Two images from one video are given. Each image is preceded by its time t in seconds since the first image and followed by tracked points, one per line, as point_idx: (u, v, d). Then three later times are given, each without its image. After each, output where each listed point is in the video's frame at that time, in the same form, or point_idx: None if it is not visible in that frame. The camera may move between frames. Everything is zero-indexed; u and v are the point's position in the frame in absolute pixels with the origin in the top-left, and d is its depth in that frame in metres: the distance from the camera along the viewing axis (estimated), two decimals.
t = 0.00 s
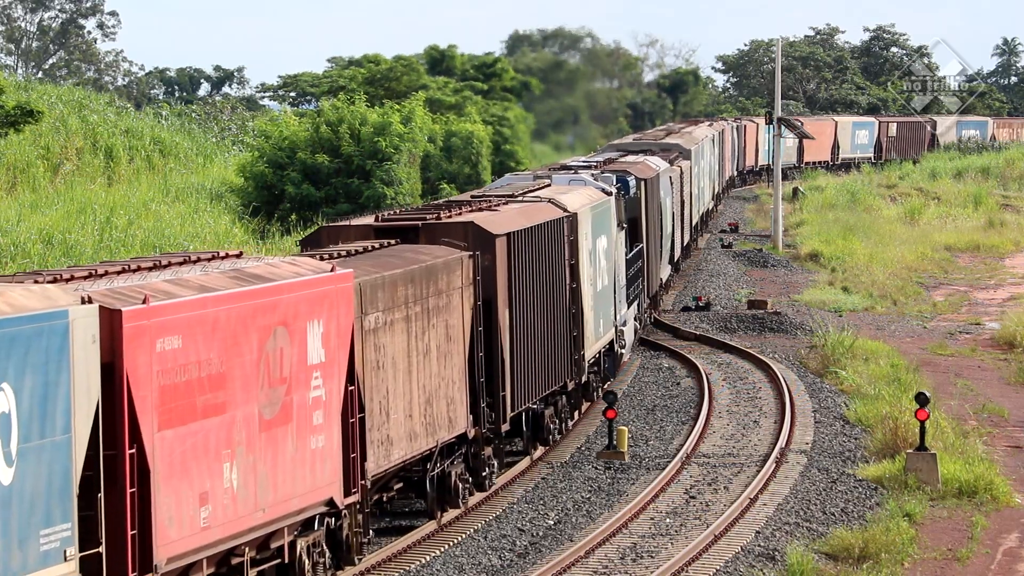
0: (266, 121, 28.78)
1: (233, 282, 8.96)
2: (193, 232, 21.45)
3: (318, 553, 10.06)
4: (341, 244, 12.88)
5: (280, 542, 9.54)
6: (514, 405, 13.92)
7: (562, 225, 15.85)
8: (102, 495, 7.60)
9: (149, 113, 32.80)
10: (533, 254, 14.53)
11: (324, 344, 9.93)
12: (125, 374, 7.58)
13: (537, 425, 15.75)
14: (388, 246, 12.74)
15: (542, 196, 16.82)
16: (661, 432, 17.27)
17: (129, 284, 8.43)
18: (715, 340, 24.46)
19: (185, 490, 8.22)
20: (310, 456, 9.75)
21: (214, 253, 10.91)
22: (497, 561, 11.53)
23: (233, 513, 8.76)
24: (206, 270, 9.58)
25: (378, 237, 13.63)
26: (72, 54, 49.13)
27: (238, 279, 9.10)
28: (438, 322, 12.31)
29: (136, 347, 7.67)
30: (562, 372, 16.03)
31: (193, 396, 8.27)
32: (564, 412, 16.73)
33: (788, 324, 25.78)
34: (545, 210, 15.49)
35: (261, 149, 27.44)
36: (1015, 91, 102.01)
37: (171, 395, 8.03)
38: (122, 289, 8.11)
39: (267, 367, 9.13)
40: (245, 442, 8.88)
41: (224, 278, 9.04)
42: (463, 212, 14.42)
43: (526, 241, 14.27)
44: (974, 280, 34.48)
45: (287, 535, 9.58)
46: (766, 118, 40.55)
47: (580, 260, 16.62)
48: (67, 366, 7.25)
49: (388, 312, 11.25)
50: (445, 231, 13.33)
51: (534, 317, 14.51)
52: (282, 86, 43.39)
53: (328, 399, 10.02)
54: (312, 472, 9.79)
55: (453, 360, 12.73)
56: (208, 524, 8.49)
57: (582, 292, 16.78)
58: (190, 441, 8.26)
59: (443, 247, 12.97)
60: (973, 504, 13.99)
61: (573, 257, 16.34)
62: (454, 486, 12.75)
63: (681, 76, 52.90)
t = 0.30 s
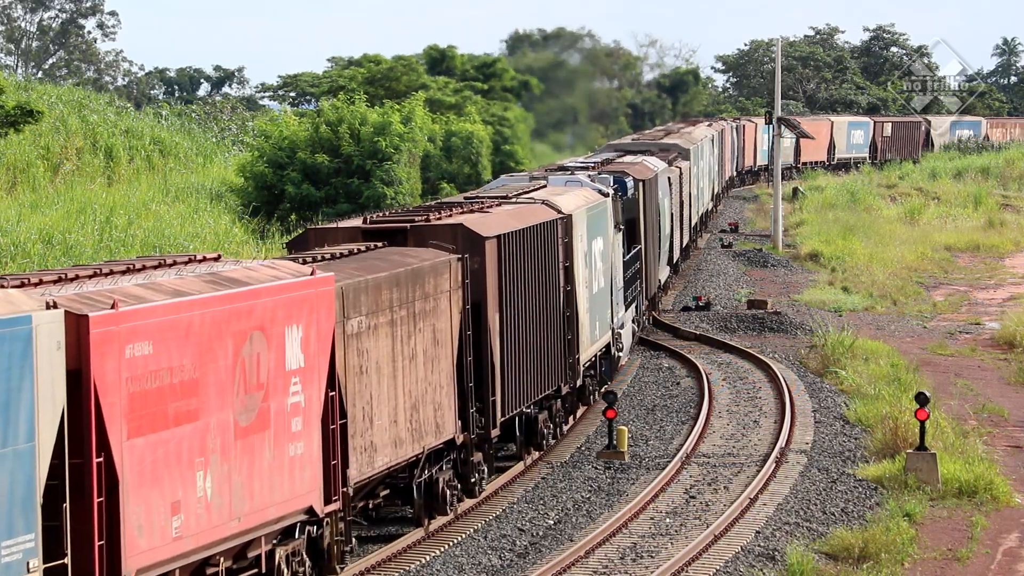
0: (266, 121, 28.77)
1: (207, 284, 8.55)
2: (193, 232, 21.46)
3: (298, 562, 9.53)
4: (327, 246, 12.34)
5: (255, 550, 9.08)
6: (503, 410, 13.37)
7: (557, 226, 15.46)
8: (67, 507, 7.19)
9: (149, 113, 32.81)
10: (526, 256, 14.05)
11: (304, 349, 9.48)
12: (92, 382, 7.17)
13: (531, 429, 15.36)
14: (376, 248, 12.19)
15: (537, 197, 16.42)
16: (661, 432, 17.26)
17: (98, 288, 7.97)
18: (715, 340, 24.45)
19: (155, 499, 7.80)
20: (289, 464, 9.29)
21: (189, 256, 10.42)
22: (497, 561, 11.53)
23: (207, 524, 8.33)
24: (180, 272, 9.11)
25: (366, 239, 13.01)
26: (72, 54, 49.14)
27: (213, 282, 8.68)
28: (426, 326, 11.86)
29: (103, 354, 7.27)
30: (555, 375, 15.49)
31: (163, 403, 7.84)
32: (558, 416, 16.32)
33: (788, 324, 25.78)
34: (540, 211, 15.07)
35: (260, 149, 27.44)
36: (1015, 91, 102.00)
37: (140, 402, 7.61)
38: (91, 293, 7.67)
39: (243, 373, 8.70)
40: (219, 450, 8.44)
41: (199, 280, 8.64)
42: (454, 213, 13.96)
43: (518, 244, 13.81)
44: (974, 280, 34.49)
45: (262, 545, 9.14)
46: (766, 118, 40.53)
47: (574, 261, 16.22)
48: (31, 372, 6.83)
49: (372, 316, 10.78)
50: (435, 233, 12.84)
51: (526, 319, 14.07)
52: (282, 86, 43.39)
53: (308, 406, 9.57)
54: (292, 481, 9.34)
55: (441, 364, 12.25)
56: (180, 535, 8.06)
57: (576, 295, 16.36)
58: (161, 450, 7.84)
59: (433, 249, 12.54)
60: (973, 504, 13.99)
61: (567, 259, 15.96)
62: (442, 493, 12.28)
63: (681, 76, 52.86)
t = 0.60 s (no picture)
0: (266, 121, 28.76)
1: (181, 290, 8.18)
2: (193, 232, 21.46)
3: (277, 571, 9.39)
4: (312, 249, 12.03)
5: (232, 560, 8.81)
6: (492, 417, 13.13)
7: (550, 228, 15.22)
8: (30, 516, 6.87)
9: (149, 113, 32.81)
10: (518, 259, 13.88)
11: (283, 355, 9.11)
12: (56, 389, 6.86)
13: (524, 434, 15.20)
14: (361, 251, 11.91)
15: (531, 198, 16.14)
16: (661, 432, 17.27)
17: (66, 293, 7.63)
18: (715, 340, 24.46)
19: (124, 509, 7.47)
20: (266, 471, 8.94)
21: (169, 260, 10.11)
22: (497, 561, 11.54)
23: (179, 534, 7.99)
24: (154, 276, 8.78)
25: (354, 241, 12.71)
26: (71, 54, 49.11)
27: (187, 287, 8.31)
28: (412, 329, 11.53)
29: (70, 360, 6.95)
30: (549, 380, 15.34)
31: (132, 409, 7.50)
32: (552, 421, 16.20)
33: (788, 324, 25.79)
34: (532, 213, 14.80)
35: (261, 149, 27.47)
36: (1015, 91, 101.88)
37: (109, 409, 7.28)
38: (57, 297, 7.33)
39: (218, 379, 8.34)
40: (191, 457, 8.09)
41: (172, 285, 8.27)
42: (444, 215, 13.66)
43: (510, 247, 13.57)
44: (974, 280, 34.50)
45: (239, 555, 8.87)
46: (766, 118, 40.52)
47: (568, 263, 15.98)
48: None
49: (354, 321, 10.46)
50: (422, 235, 12.52)
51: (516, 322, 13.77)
52: (282, 86, 43.40)
53: (287, 412, 9.20)
54: (270, 488, 8.98)
55: (428, 370, 11.93)
56: (151, 544, 7.72)
57: (571, 297, 16.09)
58: (130, 458, 7.50)
59: (420, 251, 12.26)
60: (973, 503, 14.00)
61: (560, 263, 15.73)
62: (430, 500, 12.08)
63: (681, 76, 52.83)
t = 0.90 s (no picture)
0: (266, 121, 28.75)
1: (152, 294, 7.97)
2: (193, 232, 21.48)
3: None
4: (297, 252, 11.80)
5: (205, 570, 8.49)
6: (481, 423, 12.83)
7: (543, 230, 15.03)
8: None
9: (149, 113, 32.81)
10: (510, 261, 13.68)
11: (259, 361, 8.89)
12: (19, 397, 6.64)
13: (516, 440, 14.93)
14: (347, 255, 11.71)
15: (525, 200, 15.98)
16: (661, 432, 17.27)
17: (32, 298, 7.44)
18: (715, 340, 24.46)
19: (92, 519, 7.21)
20: (241, 480, 8.70)
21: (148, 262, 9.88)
22: (497, 561, 11.54)
23: (150, 545, 7.74)
24: (128, 280, 8.56)
25: (340, 245, 12.50)
26: (72, 54, 49.10)
27: (160, 291, 8.10)
28: (399, 334, 11.31)
29: (33, 367, 6.73)
30: (542, 385, 15.16)
31: (100, 417, 7.26)
32: (546, 425, 15.95)
33: (788, 324, 25.78)
34: (525, 215, 14.59)
35: (261, 149, 27.49)
36: (1016, 92, 101.83)
37: (75, 418, 7.04)
38: (22, 303, 7.15)
39: (191, 386, 8.12)
40: (163, 466, 7.85)
41: (144, 289, 8.05)
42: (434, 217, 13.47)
43: (500, 250, 13.35)
44: (974, 280, 34.50)
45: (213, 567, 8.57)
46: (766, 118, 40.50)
47: (562, 266, 15.78)
48: None
49: (336, 325, 10.15)
50: (410, 239, 12.30)
51: (507, 326, 13.56)
52: (282, 86, 43.42)
53: (264, 419, 8.97)
54: (245, 497, 8.75)
55: (414, 375, 11.65)
56: (120, 556, 7.46)
57: (565, 301, 15.89)
58: (98, 467, 7.25)
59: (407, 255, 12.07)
60: (973, 504, 13.99)
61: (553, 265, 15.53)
62: (416, 508, 11.75)
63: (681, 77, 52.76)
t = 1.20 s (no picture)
0: (266, 121, 28.75)
1: (124, 299, 7.73)
2: (193, 232, 21.49)
3: None
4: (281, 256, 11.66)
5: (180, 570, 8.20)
6: (469, 430, 12.59)
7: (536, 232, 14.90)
8: None
9: (149, 113, 32.81)
10: (500, 265, 13.53)
11: (235, 367, 8.63)
12: None
13: (508, 445, 14.54)
14: (332, 257, 11.57)
15: (518, 201, 15.87)
16: (661, 432, 17.27)
17: None
18: (715, 340, 24.46)
19: (56, 530, 6.98)
20: (216, 488, 8.44)
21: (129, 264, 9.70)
22: (497, 561, 11.54)
23: (119, 556, 7.49)
24: (101, 283, 8.29)
25: (326, 248, 12.33)
26: (72, 54, 49.08)
27: (131, 296, 7.85)
28: (385, 339, 11.11)
29: None
30: (534, 390, 14.91)
31: (67, 425, 7.03)
32: (540, 431, 15.70)
33: (788, 324, 25.78)
34: (516, 217, 14.45)
35: (261, 149, 27.49)
36: (1016, 92, 101.75)
37: (39, 426, 6.82)
38: None
39: (162, 392, 7.87)
40: (132, 475, 7.59)
41: (115, 294, 7.80)
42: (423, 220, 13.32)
43: (489, 252, 13.19)
44: (974, 280, 34.50)
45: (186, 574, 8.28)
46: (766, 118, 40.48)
47: (555, 268, 15.63)
48: None
49: (314, 331, 9.88)
50: (397, 241, 12.12)
51: (497, 330, 13.37)
52: (282, 86, 43.43)
53: (240, 426, 8.71)
54: (219, 505, 8.47)
55: (400, 380, 11.41)
56: (86, 568, 7.21)
57: (558, 304, 15.73)
58: (63, 476, 7.02)
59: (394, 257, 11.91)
60: (973, 504, 13.99)
61: (546, 267, 15.38)
62: (402, 515, 11.52)
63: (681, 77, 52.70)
